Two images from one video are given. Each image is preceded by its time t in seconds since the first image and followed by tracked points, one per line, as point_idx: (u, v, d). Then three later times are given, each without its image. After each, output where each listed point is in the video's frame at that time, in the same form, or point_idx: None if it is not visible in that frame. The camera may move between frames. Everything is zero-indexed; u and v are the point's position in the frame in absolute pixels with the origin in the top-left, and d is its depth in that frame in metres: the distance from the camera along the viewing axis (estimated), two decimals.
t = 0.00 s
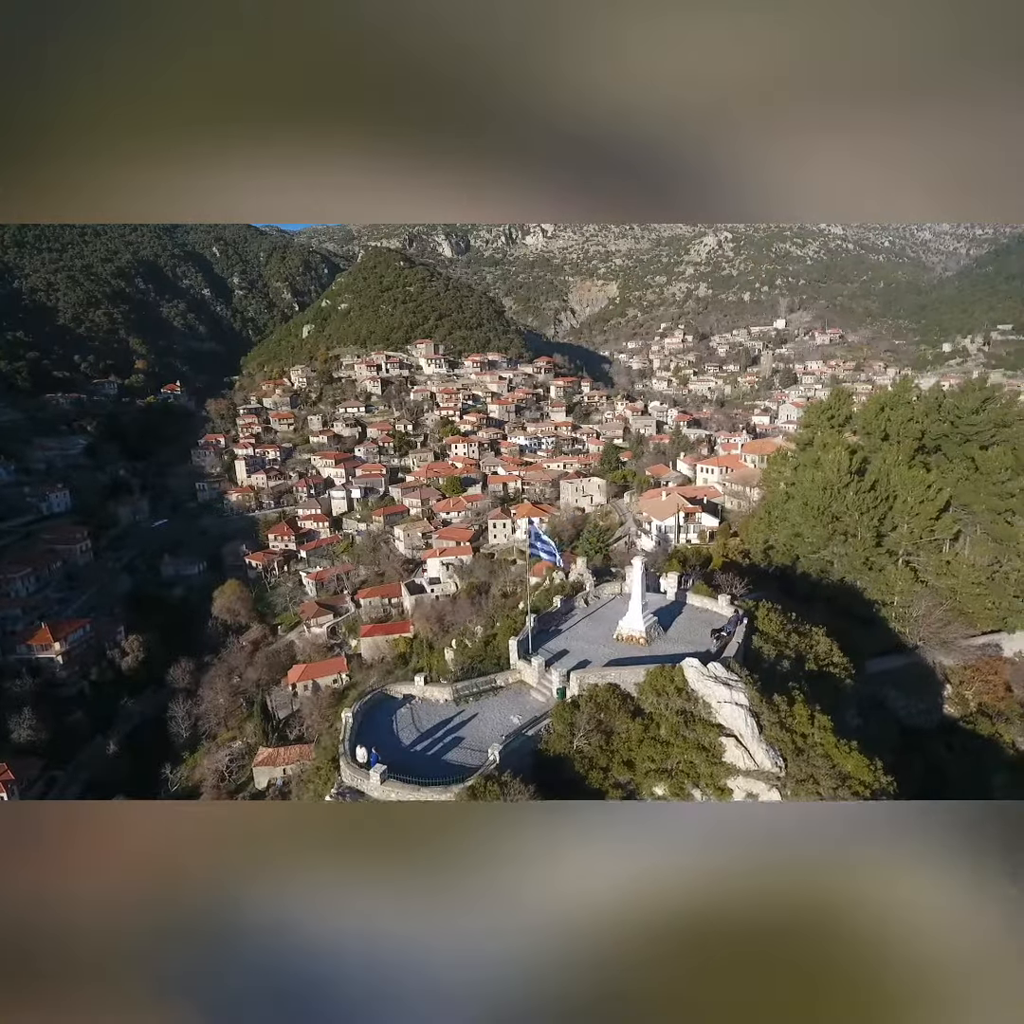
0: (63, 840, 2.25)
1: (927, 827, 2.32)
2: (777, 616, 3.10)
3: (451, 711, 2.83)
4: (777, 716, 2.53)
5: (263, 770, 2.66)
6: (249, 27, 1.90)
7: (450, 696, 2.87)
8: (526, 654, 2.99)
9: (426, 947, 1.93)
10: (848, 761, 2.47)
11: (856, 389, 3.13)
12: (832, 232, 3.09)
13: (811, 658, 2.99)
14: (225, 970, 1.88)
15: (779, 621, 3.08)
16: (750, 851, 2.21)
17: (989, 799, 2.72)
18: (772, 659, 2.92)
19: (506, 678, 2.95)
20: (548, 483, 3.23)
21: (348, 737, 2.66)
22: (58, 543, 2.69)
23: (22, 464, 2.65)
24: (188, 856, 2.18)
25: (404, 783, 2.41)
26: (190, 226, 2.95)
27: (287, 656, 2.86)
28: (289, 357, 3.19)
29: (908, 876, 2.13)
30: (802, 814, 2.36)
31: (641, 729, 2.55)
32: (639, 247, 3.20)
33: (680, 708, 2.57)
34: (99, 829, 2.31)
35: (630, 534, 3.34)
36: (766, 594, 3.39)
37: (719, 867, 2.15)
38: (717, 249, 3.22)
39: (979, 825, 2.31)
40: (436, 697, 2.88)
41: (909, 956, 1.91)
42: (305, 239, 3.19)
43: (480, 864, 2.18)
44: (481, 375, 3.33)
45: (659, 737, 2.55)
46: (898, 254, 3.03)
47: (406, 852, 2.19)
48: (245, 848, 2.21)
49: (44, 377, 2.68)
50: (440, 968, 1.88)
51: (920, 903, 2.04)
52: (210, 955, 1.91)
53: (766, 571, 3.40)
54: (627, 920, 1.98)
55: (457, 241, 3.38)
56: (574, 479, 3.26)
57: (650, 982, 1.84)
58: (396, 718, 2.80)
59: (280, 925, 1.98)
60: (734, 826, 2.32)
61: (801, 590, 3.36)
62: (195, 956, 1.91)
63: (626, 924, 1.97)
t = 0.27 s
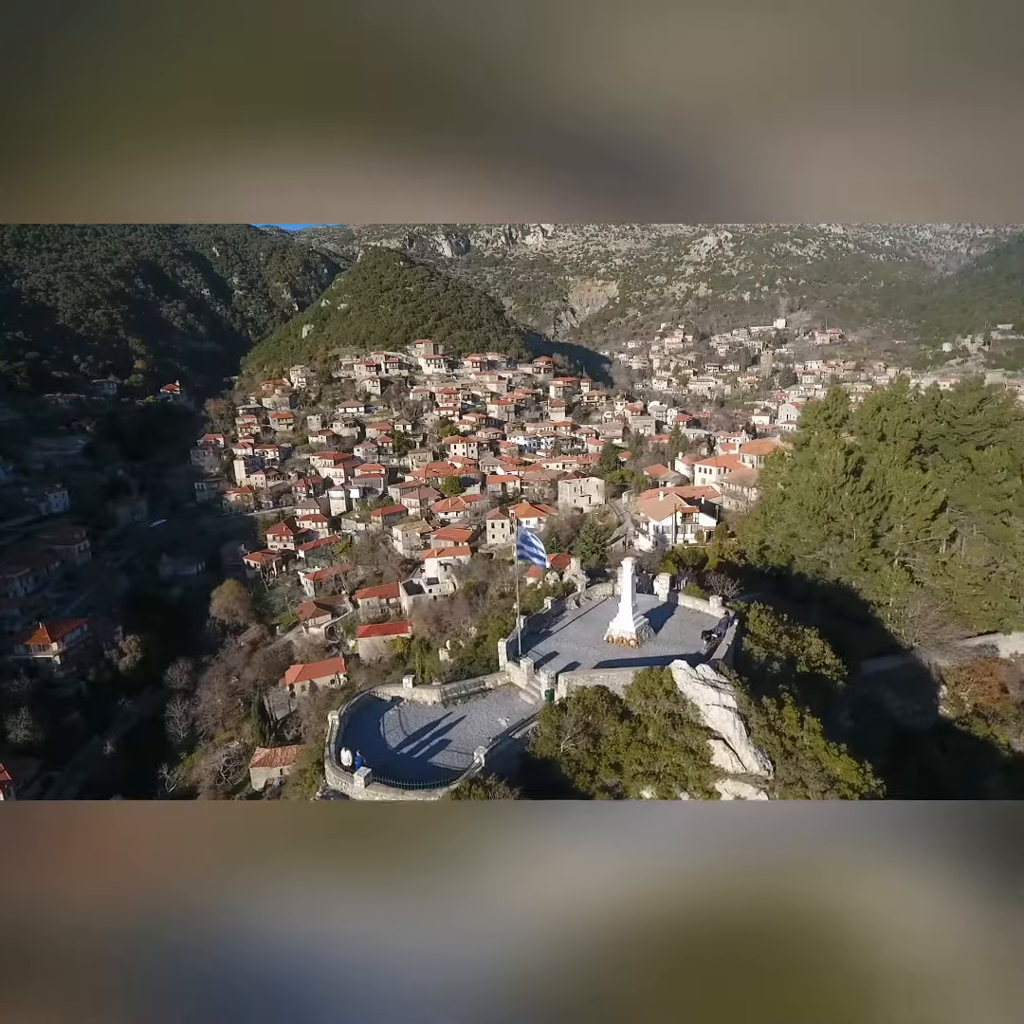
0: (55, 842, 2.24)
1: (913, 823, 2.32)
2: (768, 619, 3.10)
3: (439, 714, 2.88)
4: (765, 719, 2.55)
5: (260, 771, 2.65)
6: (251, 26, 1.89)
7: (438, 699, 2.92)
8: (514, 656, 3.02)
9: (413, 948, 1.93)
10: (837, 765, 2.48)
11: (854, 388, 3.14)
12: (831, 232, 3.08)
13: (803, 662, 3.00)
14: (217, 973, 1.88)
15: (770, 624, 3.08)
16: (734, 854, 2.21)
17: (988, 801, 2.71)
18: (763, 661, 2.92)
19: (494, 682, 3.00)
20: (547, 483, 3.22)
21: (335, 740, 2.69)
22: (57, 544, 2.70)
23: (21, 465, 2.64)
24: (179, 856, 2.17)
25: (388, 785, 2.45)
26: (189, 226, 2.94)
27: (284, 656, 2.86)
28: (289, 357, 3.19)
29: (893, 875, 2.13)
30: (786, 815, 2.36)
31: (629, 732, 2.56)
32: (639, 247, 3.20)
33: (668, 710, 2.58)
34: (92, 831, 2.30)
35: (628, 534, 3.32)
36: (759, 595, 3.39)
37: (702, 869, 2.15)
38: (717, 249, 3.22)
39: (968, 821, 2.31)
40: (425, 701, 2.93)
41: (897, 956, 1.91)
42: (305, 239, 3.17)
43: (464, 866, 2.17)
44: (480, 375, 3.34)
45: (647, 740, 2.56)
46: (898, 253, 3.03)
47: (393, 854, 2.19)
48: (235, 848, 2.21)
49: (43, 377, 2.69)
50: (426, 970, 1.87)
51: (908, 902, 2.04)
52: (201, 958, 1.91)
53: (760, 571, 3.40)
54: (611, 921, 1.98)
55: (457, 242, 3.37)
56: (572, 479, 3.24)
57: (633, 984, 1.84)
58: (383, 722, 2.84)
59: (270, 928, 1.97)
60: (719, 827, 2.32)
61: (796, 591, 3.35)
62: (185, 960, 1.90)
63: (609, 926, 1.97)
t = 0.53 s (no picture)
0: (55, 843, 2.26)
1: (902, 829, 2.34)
2: (761, 620, 3.05)
3: (426, 716, 2.82)
4: (754, 721, 2.53)
5: (257, 770, 2.64)
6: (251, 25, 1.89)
7: (426, 702, 2.85)
8: (504, 659, 2.98)
9: (402, 946, 1.92)
10: (827, 767, 2.48)
11: (851, 388, 3.14)
12: (831, 232, 3.11)
13: (797, 662, 2.96)
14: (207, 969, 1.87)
15: (763, 624, 3.04)
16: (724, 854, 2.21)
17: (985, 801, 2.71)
18: (754, 662, 2.89)
19: (483, 685, 2.94)
20: (546, 484, 3.22)
21: (317, 743, 2.64)
22: (55, 544, 2.70)
23: (20, 464, 2.66)
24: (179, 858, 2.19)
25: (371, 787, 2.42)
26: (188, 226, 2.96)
27: (283, 656, 2.87)
28: (288, 357, 3.19)
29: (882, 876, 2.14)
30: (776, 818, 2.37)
31: (616, 735, 2.54)
32: (639, 246, 3.23)
33: (657, 713, 2.55)
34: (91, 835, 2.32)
35: (625, 534, 3.32)
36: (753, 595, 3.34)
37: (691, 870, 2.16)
38: (717, 249, 3.24)
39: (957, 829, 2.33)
40: (413, 703, 2.87)
41: (888, 954, 1.91)
42: (305, 239, 3.17)
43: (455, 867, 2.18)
44: (479, 374, 3.33)
45: (635, 743, 2.54)
46: (898, 253, 3.05)
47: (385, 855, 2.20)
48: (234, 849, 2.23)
49: (42, 377, 2.69)
50: (416, 967, 1.86)
51: (899, 903, 2.05)
52: (193, 955, 1.90)
53: (755, 571, 3.36)
54: (599, 920, 1.99)
55: (457, 241, 3.39)
56: (570, 479, 3.24)
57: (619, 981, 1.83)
58: (369, 724, 2.79)
59: (263, 927, 1.97)
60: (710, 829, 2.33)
61: (791, 591, 3.32)
62: (178, 957, 1.90)
63: (597, 924, 1.97)
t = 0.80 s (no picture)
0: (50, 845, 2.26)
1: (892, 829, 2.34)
2: (751, 622, 3.06)
3: (416, 718, 2.87)
4: (743, 724, 2.54)
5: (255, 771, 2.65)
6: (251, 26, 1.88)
7: (415, 703, 2.91)
8: (493, 661, 3.01)
9: (391, 948, 1.91)
10: (816, 771, 2.48)
11: (849, 389, 3.19)
12: (832, 232, 3.07)
13: (786, 664, 2.94)
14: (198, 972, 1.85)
15: (753, 627, 3.04)
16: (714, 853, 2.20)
17: (979, 800, 2.73)
18: (743, 665, 2.89)
19: (472, 687, 2.99)
20: (545, 484, 3.25)
21: (303, 747, 2.67)
22: (53, 543, 2.70)
23: (19, 465, 2.65)
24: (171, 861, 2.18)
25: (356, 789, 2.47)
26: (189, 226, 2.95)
27: (281, 656, 2.87)
28: (288, 357, 3.19)
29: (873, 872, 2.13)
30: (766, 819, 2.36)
31: (604, 737, 2.55)
32: (639, 247, 3.20)
33: (645, 716, 2.58)
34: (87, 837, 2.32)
35: (623, 534, 3.33)
36: (747, 596, 3.38)
37: (680, 869, 2.15)
38: (717, 249, 3.22)
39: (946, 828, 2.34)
40: (402, 704, 2.91)
41: (881, 955, 1.89)
42: (305, 239, 3.16)
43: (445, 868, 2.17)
44: (478, 374, 3.33)
45: (624, 746, 2.55)
46: (899, 253, 3.02)
47: (374, 857, 2.19)
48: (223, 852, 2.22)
49: (41, 377, 2.68)
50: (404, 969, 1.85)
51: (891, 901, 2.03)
52: (184, 958, 1.89)
53: (750, 571, 3.40)
54: (587, 920, 1.98)
55: (457, 242, 3.36)
56: (569, 479, 3.27)
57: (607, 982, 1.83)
58: (358, 726, 2.83)
59: (256, 929, 1.96)
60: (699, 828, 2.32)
61: (787, 592, 3.36)
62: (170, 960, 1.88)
63: (585, 924, 1.97)
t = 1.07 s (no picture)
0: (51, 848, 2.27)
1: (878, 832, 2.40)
2: (744, 623, 3.06)
3: (404, 720, 2.84)
4: (733, 726, 2.45)
5: (253, 771, 2.65)
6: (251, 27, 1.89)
7: (404, 706, 2.87)
8: (485, 662, 2.99)
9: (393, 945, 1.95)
10: (807, 775, 2.44)
11: (846, 389, 3.11)
12: (834, 231, 3.07)
13: (780, 663, 2.96)
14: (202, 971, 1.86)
15: (746, 628, 3.04)
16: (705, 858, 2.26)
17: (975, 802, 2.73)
18: (736, 667, 2.87)
19: (462, 687, 2.94)
20: (545, 483, 3.25)
21: (291, 748, 2.70)
22: (53, 543, 2.69)
23: (19, 465, 2.65)
24: (172, 862, 2.21)
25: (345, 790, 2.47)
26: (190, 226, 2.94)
27: (280, 656, 2.87)
28: (288, 357, 3.19)
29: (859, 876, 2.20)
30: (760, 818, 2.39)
31: (592, 740, 2.50)
32: (640, 246, 3.28)
33: (633, 719, 2.52)
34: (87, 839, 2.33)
35: (621, 534, 3.32)
36: (744, 597, 3.34)
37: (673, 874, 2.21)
38: (718, 249, 3.24)
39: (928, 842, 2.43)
40: (390, 708, 2.88)
41: (872, 962, 1.94)
42: (305, 239, 3.17)
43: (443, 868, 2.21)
44: (479, 374, 3.33)
45: (612, 749, 2.50)
46: (901, 252, 3.05)
47: (373, 855, 2.22)
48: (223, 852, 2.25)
49: (41, 377, 2.68)
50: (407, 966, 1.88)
51: (878, 908, 2.10)
52: (188, 958, 1.91)
53: (746, 571, 3.35)
54: (582, 921, 2.04)
55: (458, 241, 3.33)
56: (569, 479, 3.28)
57: (605, 981, 1.87)
58: (345, 730, 2.80)
59: (259, 928, 1.99)
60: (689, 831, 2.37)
61: (784, 593, 3.30)
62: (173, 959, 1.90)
63: (581, 926, 2.02)
